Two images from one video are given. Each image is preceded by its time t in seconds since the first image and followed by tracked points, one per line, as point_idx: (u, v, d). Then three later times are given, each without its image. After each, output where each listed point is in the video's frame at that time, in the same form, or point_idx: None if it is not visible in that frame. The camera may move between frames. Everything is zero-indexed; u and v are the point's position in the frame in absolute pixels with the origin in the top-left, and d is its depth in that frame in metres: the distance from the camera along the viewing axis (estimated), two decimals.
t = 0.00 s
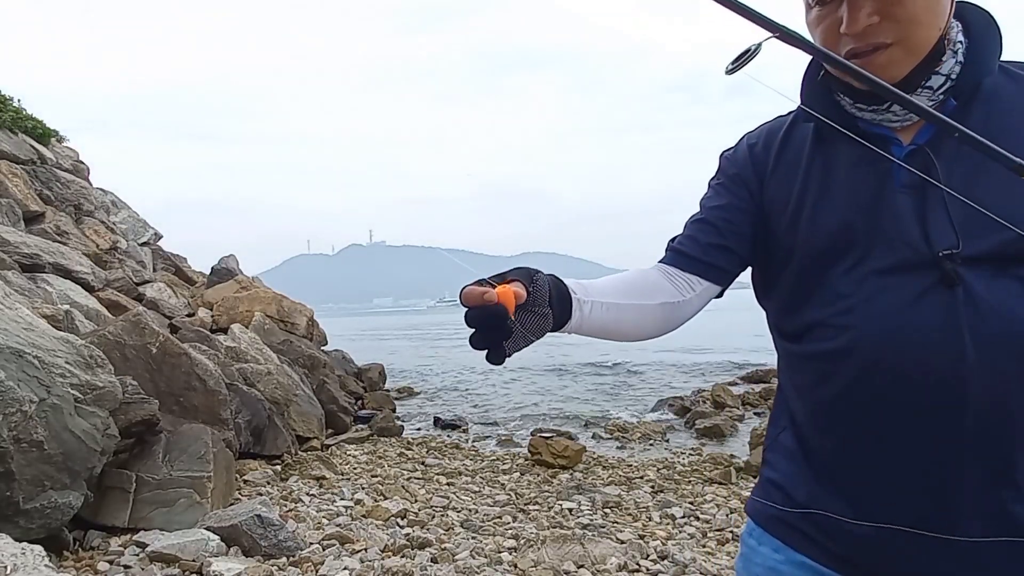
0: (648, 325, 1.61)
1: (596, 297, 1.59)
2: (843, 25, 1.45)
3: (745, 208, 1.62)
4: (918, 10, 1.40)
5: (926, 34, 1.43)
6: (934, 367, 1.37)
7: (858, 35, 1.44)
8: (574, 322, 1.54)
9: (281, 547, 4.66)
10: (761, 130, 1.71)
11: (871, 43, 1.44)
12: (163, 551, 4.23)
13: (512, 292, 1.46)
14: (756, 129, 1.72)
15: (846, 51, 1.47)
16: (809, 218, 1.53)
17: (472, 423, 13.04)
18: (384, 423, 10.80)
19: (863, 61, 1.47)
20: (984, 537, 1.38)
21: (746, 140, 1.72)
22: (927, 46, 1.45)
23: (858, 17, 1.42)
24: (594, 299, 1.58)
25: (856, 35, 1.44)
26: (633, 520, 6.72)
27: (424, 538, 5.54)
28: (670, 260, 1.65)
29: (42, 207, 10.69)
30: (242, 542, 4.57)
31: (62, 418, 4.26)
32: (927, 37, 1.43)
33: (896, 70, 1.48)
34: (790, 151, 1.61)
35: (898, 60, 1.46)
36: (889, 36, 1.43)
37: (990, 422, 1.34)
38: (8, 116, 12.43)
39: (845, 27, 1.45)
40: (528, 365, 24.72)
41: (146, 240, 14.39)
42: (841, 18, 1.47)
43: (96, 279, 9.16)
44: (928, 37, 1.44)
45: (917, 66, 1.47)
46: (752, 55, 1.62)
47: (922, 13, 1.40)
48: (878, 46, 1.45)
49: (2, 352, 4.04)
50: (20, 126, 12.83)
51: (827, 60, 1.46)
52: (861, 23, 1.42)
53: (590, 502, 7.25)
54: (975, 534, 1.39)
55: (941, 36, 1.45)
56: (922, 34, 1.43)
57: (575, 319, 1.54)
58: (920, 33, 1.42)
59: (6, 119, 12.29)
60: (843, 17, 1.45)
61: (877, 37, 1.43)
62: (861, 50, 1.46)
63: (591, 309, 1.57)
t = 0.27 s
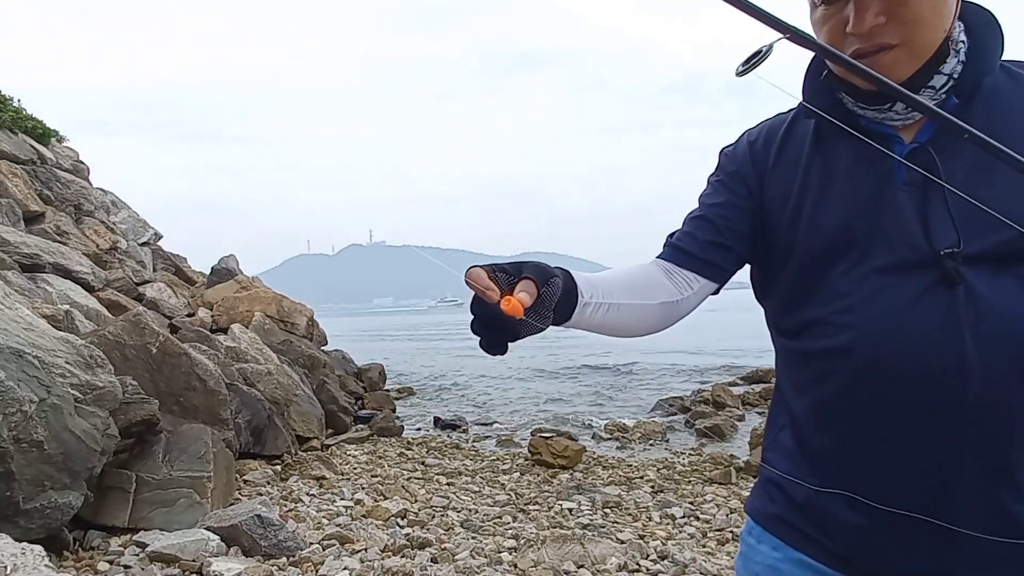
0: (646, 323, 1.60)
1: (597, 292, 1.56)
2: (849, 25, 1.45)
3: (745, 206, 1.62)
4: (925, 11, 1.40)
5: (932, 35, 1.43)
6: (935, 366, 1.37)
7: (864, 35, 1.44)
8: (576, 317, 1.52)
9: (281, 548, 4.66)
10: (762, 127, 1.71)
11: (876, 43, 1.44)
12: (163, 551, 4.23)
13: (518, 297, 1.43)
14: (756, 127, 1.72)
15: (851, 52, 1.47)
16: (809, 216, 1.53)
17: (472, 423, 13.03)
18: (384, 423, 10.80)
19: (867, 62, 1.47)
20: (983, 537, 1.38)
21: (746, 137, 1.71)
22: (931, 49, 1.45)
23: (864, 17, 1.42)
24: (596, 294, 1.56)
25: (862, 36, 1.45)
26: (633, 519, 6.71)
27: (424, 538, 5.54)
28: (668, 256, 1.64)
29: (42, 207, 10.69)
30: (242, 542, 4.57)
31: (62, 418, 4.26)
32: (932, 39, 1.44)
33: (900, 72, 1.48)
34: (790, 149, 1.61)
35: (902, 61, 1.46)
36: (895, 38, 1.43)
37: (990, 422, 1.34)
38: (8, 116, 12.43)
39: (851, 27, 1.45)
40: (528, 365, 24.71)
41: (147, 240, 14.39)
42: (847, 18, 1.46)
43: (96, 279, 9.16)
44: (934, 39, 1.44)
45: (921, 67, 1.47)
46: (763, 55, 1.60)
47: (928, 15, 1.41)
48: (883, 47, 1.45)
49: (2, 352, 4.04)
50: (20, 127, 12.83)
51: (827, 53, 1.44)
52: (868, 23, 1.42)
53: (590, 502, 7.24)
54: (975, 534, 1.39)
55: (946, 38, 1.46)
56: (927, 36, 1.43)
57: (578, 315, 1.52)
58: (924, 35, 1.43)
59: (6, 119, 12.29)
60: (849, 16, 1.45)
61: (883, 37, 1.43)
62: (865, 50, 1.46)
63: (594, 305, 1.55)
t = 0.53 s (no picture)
0: (647, 318, 1.59)
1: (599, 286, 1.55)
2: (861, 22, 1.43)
3: (747, 204, 1.62)
4: (939, 13, 1.39)
5: (942, 37, 1.43)
6: (938, 366, 1.37)
7: (876, 34, 1.43)
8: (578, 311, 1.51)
9: (281, 548, 4.66)
10: (764, 125, 1.71)
11: (887, 42, 1.43)
12: (163, 551, 4.23)
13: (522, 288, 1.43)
14: (758, 125, 1.72)
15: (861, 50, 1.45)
16: (812, 215, 1.53)
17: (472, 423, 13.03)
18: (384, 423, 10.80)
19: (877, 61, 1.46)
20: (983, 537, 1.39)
21: (748, 135, 1.71)
22: (940, 50, 1.45)
23: (878, 16, 1.41)
24: (598, 288, 1.55)
25: (874, 34, 1.43)
26: (633, 519, 6.71)
27: (424, 538, 5.54)
28: (670, 251, 1.63)
29: (42, 207, 10.69)
30: (242, 542, 4.57)
31: (62, 418, 4.26)
32: (943, 41, 1.43)
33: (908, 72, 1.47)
34: (793, 148, 1.61)
35: (911, 62, 1.46)
36: (907, 38, 1.42)
37: (993, 422, 1.35)
38: (8, 116, 12.43)
39: (863, 25, 1.43)
40: (528, 365, 24.71)
41: (146, 240, 14.39)
42: (859, 15, 1.44)
43: (95, 279, 9.16)
44: (944, 39, 1.43)
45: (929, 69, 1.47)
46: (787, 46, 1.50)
47: (942, 17, 1.40)
48: (895, 47, 1.44)
49: (2, 352, 4.04)
50: (20, 126, 12.83)
51: (842, 43, 1.40)
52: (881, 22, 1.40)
53: (590, 502, 7.24)
54: (976, 534, 1.39)
55: (955, 40, 1.45)
56: (939, 37, 1.43)
57: (579, 308, 1.51)
58: (935, 36, 1.42)
59: (5, 119, 12.29)
60: (862, 13, 1.42)
61: (895, 36, 1.42)
62: (876, 49, 1.44)
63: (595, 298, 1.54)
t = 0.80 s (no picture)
0: (650, 318, 1.59)
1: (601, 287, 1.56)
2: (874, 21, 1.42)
3: (750, 205, 1.62)
4: (951, 16, 1.39)
5: (952, 41, 1.43)
6: (945, 367, 1.37)
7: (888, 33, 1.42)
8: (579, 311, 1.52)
9: (281, 547, 4.66)
10: (767, 125, 1.71)
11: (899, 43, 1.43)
12: (163, 551, 4.23)
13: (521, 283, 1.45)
14: (761, 125, 1.72)
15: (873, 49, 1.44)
16: (816, 215, 1.53)
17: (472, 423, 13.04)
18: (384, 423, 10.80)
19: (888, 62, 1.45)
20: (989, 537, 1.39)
21: (751, 136, 1.71)
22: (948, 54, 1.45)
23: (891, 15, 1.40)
24: (600, 288, 1.56)
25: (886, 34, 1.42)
26: (634, 519, 6.71)
27: (424, 538, 5.54)
28: (673, 252, 1.63)
29: (42, 207, 10.69)
30: (242, 542, 4.57)
31: (62, 418, 4.26)
32: (953, 43, 1.43)
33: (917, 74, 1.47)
34: (798, 148, 1.61)
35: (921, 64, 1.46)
36: (919, 39, 1.41)
37: (1000, 421, 1.35)
38: (8, 116, 12.43)
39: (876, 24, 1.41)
40: (528, 365, 24.70)
41: (146, 240, 14.39)
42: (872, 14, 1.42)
43: (95, 279, 9.16)
44: (953, 43, 1.44)
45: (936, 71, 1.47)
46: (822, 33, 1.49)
47: (954, 20, 1.40)
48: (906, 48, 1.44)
49: (2, 351, 4.04)
50: (20, 126, 12.84)
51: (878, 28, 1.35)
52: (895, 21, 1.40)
53: (590, 502, 7.24)
54: (982, 534, 1.39)
55: (963, 44, 1.46)
56: (949, 40, 1.43)
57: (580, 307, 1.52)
58: (946, 39, 1.42)
59: (5, 119, 12.29)
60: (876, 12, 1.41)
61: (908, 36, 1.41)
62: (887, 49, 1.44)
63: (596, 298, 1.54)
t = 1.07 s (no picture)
0: (654, 317, 1.59)
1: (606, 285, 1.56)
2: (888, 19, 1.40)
3: (755, 204, 1.62)
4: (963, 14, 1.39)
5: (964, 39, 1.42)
6: (953, 367, 1.37)
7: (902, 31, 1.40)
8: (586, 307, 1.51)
9: (281, 547, 4.66)
10: (771, 125, 1.71)
11: (912, 42, 1.41)
12: (163, 551, 4.23)
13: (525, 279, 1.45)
14: (765, 125, 1.72)
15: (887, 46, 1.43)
16: (823, 215, 1.52)
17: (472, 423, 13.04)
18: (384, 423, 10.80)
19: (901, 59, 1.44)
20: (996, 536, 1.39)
21: (755, 135, 1.71)
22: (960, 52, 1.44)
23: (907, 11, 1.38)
24: (606, 286, 1.55)
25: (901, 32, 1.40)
26: (634, 520, 6.71)
27: (423, 538, 5.54)
28: (677, 252, 1.63)
29: (42, 207, 10.69)
30: (242, 542, 4.57)
31: (62, 418, 4.26)
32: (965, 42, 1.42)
33: (930, 73, 1.45)
34: (803, 148, 1.61)
35: (934, 64, 1.44)
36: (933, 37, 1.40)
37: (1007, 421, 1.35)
38: (8, 116, 12.43)
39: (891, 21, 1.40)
40: (528, 365, 24.69)
41: (146, 240, 14.39)
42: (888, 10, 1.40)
43: (95, 279, 9.16)
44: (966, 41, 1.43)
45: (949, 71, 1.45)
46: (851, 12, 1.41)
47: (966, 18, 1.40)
48: (920, 47, 1.42)
49: (2, 352, 4.04)
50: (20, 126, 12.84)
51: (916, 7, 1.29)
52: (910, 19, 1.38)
53: (590, 502, 7.24)
54: (989, 534, 1.40)
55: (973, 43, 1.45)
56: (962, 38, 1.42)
57: (588, 304, 1.51)
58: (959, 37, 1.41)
59: (5, 119, 12.29)
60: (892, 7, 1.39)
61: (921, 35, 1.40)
62: (901, 47, 1.42)
63: (603, 295, 1.54)
